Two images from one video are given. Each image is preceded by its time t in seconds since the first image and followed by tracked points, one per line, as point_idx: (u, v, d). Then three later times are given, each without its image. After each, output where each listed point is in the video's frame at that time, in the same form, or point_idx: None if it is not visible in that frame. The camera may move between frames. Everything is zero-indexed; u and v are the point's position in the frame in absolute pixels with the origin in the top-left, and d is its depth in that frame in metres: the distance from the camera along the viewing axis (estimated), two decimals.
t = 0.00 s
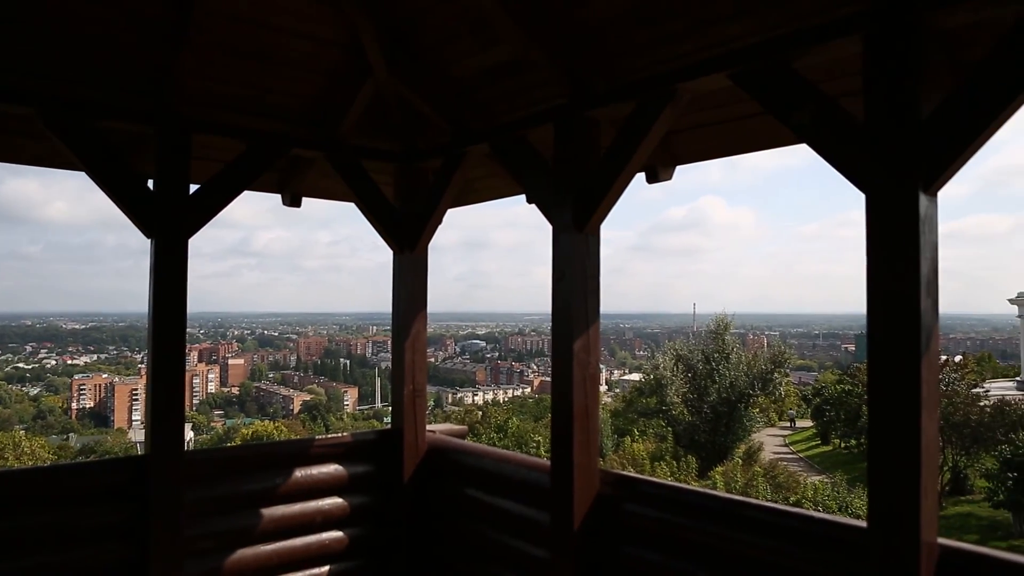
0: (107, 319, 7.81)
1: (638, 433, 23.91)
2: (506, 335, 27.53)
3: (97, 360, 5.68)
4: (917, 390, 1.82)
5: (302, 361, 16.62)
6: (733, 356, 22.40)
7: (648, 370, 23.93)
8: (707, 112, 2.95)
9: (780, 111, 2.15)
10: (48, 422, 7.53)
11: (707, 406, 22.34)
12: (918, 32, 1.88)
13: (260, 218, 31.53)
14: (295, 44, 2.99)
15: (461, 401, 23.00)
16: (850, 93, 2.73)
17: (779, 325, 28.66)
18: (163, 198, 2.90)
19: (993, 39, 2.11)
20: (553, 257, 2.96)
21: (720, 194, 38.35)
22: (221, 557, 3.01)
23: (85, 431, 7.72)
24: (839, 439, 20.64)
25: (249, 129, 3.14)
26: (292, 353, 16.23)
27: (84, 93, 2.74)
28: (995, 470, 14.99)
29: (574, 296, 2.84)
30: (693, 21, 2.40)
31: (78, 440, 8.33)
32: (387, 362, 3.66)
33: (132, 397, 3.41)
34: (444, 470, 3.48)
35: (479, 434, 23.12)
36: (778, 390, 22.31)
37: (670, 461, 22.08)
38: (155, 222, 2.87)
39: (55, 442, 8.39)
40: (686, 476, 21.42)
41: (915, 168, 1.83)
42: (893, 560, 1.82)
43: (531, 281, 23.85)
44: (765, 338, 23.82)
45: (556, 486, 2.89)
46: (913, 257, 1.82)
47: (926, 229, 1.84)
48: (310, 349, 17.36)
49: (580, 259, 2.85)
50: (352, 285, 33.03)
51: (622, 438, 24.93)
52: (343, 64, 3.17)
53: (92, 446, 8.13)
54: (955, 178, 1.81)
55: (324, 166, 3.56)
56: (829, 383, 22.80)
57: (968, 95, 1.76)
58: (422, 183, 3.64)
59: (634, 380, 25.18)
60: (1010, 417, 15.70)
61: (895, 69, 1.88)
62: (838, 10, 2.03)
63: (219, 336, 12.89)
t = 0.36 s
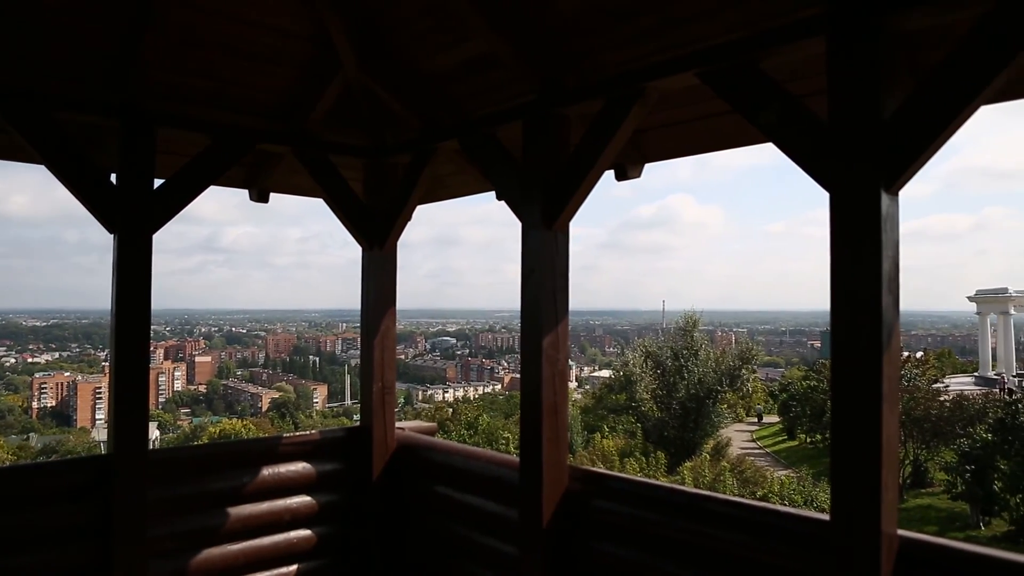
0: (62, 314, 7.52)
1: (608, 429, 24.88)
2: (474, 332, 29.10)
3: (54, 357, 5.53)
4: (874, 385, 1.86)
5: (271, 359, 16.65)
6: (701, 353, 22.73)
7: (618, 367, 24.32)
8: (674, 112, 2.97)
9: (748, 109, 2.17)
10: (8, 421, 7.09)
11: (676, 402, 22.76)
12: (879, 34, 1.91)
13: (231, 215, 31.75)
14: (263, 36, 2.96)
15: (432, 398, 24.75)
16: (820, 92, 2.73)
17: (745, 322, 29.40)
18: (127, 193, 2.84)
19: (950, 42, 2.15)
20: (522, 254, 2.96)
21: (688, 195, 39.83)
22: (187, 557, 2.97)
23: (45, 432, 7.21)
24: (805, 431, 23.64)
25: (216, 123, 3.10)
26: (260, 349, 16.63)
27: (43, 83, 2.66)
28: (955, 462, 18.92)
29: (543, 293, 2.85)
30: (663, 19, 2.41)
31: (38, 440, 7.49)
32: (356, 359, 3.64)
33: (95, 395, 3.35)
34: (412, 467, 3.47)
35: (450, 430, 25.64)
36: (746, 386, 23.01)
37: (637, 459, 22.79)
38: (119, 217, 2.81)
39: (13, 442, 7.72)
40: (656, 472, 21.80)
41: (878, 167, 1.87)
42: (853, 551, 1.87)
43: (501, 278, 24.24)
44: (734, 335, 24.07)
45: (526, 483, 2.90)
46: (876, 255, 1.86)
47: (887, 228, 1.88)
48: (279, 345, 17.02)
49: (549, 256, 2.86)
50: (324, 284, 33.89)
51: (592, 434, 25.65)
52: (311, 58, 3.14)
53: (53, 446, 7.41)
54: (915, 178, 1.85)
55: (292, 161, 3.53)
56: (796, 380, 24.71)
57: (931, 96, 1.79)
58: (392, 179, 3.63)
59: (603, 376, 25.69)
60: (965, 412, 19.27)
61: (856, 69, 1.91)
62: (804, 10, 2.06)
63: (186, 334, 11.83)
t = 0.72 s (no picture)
0: (26, 313, 7.35)
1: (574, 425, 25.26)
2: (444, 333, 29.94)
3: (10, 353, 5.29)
4: (829, 380, 1.89)
5: (235, 357, 18.69)
6: (667, 350, 23.20)
7: (585, 364, 24.64)
8: (641, 111, 2.98)
9: (711, 109, 2.19)
10: None
11: (641, 399, 22.91)
12: (837, 36, 1.94)
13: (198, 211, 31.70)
14: (226, 29, 2.92)
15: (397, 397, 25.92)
16: (781, 93, 2.78)
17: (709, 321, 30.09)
18: (86, 188, 2.77)
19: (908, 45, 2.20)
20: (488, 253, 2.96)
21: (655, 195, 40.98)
22: (148, 559, 2.92)
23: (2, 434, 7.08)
24: (767, 428, 24.66)
25: (179, 117, 3.04)
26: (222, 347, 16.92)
27: None
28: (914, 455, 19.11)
29: (510, 291, 2.85)
30: (629, 18, 2.43)
31: None
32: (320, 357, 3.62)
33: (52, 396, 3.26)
34: (378, 465, 3.47)
35: (417, 428, 25.38)
36: (710, 382, 23.33)
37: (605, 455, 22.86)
38: (76, 212, 2.74)
39: None
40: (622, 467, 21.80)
41: (838, 167, 1.90)
42: (812, 543, 1.90)
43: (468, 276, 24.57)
44: (699, 333, 24.74)
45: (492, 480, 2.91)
46: (835, 254, 1.89)
47: (847, 227, 1.91)
48: (244, 343, 19.28)
49: (515, 254, 2.86)
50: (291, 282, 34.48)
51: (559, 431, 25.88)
52: (276, 52, 3.11)
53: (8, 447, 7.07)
54: (872, 178, 1.88)
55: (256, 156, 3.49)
56: (759, 378, 26.11)
57: (889, 97, 1.82)
58: (358, 176, 3.61)
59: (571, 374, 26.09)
60: (922, 406, 19.59)
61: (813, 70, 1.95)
62: (766, 12, 2.09)
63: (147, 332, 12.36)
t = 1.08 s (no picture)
0: None
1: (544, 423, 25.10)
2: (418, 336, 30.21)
3: None
4: (786, 375, 1.93)
5: (203, 355, 18.84)
6: (636, 348, 23.39)
7: (554, 362, 24.79)
8: (611, 111, 3.00)
9: (677, 108, 2.21)
10: None
11: (611, 397, 23.14)
12: (801, 38, 1.97)
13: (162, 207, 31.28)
14: (191, 22, 2.87)
15: (367, 396, 26.61)
16: (746, 94, 2.81)
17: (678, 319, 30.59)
18: (45, 183, 2.70)
19: (869, 49, 2.25)
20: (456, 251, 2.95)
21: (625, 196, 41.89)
22: (111, 562, 2.87)
23: None
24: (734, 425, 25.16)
25: (141, 112, 2.99)
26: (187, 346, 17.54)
27: None
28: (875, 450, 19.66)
29: (477, 290, 2.85)
30: (599, 18, 2.44)
31: None
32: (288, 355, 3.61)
33: (8, 394, 3.17)
34: (345, 464, 3.46)
35: (386, 426, 25.63)
36: (679, 380, 23.80)
37: (574, 452, 22.69)
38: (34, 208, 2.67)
39: None
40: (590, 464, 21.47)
41: (800, 168, 1.93)
42: (772, 539, 1.93)
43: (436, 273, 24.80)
44: (667, 330, 25.17)
45: (459, 479, 2.91)
46: (798, 254, 1.91)
47: (810, 226, 1.94)
48: (211, 342, 19.49)
49: (483, 252, 2.87)
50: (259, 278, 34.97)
51: (528, 429, 26.04)
52: (242, 46, 3.08)
53: None
54: (833, 179, 1.91)
55: (222, 152, 3.44)
56: (725, 375, 26.83)
57: (851, 99, 1.85)
58: (325, 172, 3.58)
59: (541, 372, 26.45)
60: (884, 403, 19.74)
61: (777, 70, 1.98)
62: (731, 13, 2.11)
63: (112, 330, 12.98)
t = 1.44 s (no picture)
0: None
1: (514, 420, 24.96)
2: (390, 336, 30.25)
3: None
4: (747, 370, 1.96)
5: (167, 353, 20.10)
6: (605, 345, 23.88)
7: (523, 359, 25.05)
8: (580, 108, 3.02)
9: (644, 107, 2.22)
10: None
11: (580, 393, 23.39)
12: (764, 38, 1.99)
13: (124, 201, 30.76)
14: (155, 13, 2.82)
15: (336, 393, 26.78)
16: (711, 93, 2.84)
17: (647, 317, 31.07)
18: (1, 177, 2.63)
19: (830, 51, 2.28)
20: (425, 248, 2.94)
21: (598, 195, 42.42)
22: (71, 565, 2.82)
23: None
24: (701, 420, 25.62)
25: (103, 104, 2.93)
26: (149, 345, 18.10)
27: None
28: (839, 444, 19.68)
29: (444, 286, 2.85)
30: (567, 16, 2.44)
31: None
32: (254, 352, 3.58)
33: None
34: (312, 461, 3.45)
35: (355, 423, 25.53)
36: (647, 376, 23.93)
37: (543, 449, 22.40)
38: None
39: None
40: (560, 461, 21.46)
41: (765, 166, 1.94)
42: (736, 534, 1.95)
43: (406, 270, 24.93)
44: (636, 327, 25.48)
45: (426, 475, 2.91)
46: (762, 251, 1.94)
47: (775, 225, 1.97)
48: (175, 340, 20.74)
49: (451, 249, 2.86)
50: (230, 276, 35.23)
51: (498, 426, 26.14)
52: (208, 39, 3.03)
53: None
54: (796, 177, 1.93)
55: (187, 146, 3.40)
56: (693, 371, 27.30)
57: (813, 98, 1.87)
58: (292, 168, 3.56)
59: (511, 368, 26.71)
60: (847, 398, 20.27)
61: (740, 70, 2.00)
62: (696, 13, 2.13)
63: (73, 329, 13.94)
